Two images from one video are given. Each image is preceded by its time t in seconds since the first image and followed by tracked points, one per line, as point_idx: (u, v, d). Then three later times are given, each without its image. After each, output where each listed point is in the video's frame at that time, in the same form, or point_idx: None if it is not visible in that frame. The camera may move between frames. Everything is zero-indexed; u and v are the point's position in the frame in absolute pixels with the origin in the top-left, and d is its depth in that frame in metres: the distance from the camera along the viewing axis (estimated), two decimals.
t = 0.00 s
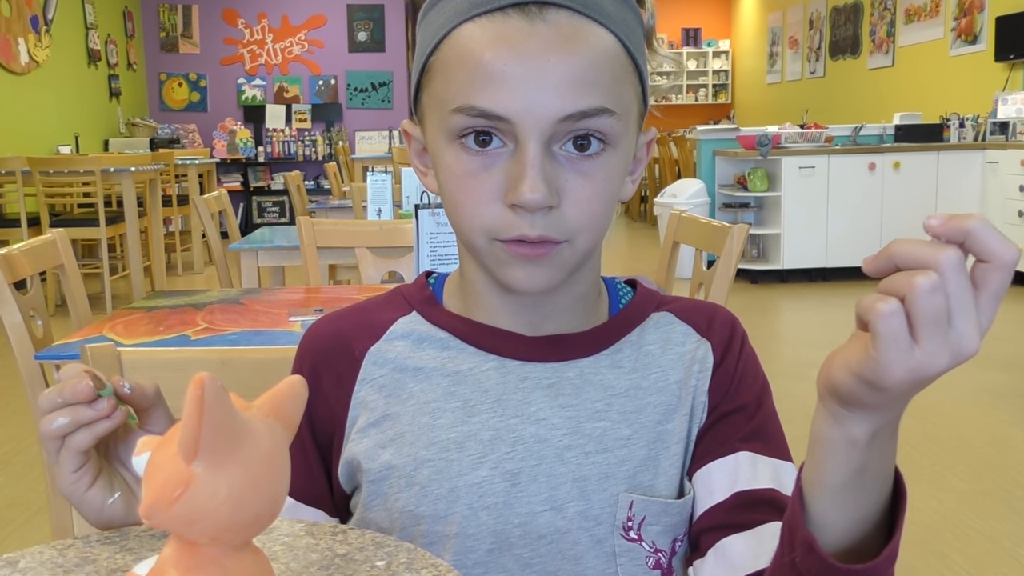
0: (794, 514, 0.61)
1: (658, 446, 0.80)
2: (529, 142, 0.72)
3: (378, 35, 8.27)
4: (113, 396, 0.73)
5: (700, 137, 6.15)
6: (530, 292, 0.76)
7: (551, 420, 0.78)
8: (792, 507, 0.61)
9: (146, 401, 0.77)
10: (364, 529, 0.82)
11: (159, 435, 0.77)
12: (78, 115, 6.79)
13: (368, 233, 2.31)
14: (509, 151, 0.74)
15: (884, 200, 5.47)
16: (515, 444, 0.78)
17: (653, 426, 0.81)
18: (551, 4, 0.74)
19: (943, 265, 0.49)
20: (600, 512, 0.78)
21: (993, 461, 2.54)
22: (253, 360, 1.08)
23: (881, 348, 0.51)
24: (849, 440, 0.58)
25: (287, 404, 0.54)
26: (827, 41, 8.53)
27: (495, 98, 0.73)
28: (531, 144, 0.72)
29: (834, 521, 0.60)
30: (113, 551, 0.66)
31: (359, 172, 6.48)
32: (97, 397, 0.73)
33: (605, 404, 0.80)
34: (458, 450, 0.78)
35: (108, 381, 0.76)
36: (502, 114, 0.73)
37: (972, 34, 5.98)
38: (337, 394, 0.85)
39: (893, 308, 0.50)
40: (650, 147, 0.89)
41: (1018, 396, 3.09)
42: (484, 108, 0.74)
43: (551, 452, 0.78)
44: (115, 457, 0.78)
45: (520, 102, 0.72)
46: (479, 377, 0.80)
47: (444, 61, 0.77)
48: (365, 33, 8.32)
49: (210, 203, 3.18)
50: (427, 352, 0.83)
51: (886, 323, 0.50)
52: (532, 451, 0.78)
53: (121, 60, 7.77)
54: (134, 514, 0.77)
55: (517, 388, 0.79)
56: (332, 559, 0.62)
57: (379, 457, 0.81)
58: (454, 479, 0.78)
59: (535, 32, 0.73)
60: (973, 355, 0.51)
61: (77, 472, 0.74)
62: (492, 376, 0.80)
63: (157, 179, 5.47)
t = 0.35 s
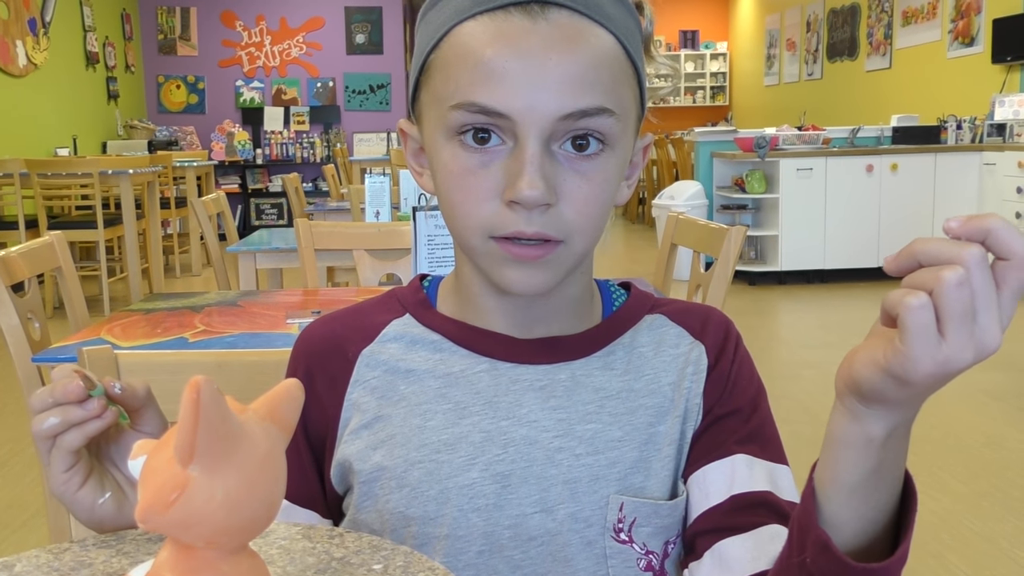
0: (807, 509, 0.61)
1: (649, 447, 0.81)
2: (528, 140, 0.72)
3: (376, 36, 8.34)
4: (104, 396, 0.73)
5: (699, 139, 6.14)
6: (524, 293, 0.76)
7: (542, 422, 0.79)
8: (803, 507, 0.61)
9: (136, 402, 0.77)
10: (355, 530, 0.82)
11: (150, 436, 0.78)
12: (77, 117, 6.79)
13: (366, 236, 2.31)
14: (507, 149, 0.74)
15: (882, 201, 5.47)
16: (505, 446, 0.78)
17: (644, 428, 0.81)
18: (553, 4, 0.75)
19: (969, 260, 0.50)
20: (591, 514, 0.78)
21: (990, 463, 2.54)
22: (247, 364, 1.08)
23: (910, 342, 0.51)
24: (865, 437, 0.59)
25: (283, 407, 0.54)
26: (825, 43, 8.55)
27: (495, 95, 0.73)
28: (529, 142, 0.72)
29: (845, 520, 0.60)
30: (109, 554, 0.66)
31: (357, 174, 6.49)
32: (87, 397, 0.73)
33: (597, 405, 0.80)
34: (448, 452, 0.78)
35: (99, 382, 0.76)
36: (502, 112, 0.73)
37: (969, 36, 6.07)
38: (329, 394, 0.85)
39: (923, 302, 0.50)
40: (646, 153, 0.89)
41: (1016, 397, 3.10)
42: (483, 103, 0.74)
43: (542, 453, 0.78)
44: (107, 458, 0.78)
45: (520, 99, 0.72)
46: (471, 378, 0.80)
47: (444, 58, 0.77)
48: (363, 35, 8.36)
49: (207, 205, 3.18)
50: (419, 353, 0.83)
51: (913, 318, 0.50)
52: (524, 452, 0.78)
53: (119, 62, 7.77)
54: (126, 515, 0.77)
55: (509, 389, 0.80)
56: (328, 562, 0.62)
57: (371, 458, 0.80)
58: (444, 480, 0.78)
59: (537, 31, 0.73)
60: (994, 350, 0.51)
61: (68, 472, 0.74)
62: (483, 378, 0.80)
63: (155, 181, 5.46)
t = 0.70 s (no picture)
0: (770, 516, 0.61)
1: (643, 450, 0.80)
2: (545, 145, 0.72)
3: (375, 39, 8.33)
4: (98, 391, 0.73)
5: (697, 142, 6.16)
6: (526, 297, 0.76)
7: (537, 425, 0.78)
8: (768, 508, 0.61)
9: (131, 398, 0.77)
10: (347, 530, 0.82)
11: (146, 433, 0.77)
12: (75, 120, 6.79)
13: (365, 238, 2.31)
14: (522, 152, 0.73)
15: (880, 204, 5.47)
16: (500, 448, 0.78)
17: (638, 431, 0.81)
18: (579, 12, 0.74)
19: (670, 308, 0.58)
20: (585, 516, 0.78)
21: (988, 466, 2.54)
22: (246, 366, 1.08)
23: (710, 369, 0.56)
24: (824, 432, 0.58)
25: (279, 409, 0.54)
26: (823, 45, 8.56)
27: (517, 100, 0.73)
28: (548, 148, 0.72)
29: (809, 517, 0.60)
30: (104, 558, 0.65)
31: (356, 177, 6.49)
32: (82, 392, 0.73)
33: (592, 408, 0.80)
34: (442, 453, 0.78)
35: (94, 377, 0.76)
36: (522, 116, 0.72)
37: (967, 39, 6.01)
38: (325, 392, 0.85)
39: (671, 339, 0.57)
40: (650, 164, 0.89)
41: (1014, 400, 3.10)
42: (505, 107, 0.73)
43: (536, 456, 0.78)
44: (101, 454, 0.78)
45: (543, 105, 0.72)
46: (465, 379, 0.80)
47: (465, 58, 0.77)
48: (361, 38, 8.34)
49: (205, 208, 3.18)
50: (416, 354, 0.83)
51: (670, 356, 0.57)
52: (522, 455, 0.78)
53: (117, 65, 7.76)
54: (119, 513, 0.77)
55: (504, 392, 0.79)
56: (323, 567, 0.62)
57: (364, 457, 0.80)
58: (438, 481, 0.77)
59: (563, 37, 0.73)
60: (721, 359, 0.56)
61: (61, 466, 0.74)
62: (480, 380, 0.80)
63: (153, 184, 5.46)
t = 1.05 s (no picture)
0: (782, 520, 0.61)
1: (650, 452, 0.80)
2: (534, 151, 0.72)
3: (373, 42, 8.35)
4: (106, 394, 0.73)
5: (695, 144, 6.17)
6: (526, 300, 0.76)
7: (543, 427, 0.78)
8: (779, 513, 0.62)
9: (138, 401, 0.76)
10: (355, 533, 0.82)
11: (151, 436, 0.77)
12: (72, 122, 6.78)
13: (364, 241, 2.30)
14: (513, 159, 0.73)
15: (878, 206, 5.48)
16: (506, 450, 0.78)
17: (645, 433, 0.80)
18: (563, 16, 0.74)
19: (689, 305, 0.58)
20: (592, 519, 0.78)
21: (987, 468, 2.54)
22: (245, 369, 1.08)
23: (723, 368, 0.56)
24: (838, 438, 0.59)
25: (281, 413, 0.53)
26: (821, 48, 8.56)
27: (505, 107, 0.72)
28: (537, 154, 0.72)
29: (821, 522, 0.61)
30: (104, 561, 0.65)
31: (354, 179, 6.48)
32: (89, 396, 0.73)
33: (598, 410, 0.80)
34: (449, 455, 0.78)
35: (100, 381, 0.76)
36: (509, 123, 0.72)
37: (965, 41, 6.07)
38: (331, 396, 0.84)
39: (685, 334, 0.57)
40: (652, 160, 0.89)
41: (1013, 403, 3.10)
42: (492, 115, 0.73)
43: (542, 457, 0.78)
44: (107, 457, 0.78)
45: (529, 112, 0.71)
46: (472, 383, 0.80)
47: (452, 66, 0.77)
48: (360, 40, 8.35)
49: (205, 210, 3.17)
50: (421, 357, 0.83)
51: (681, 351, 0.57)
52: (527, 457, 0.77)
53: (115, 67, 7.75)
54: (125, 516, 0.77)
55: (510, 394, 0.79)
56: (325, 570, 0.62)
57: (371, 460, 0.80)
58: (444, 484, 0.77)
59: (547, 42, 0.73)
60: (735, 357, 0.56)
61: (67, 470, 0.73)
62: (485, 382, 0.80)
63: (151, 186, 5.45)
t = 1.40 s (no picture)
0: (795, 519, 0.61)
1: (649, 453, 0.80)
2: (503, 155, 0.72)
3: (372, 43, 8.35)
4: (99, 399, 0.73)
5: (694, 146, 6.18)
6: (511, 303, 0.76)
7: (542, 427, 0.78)
8: (793, 512, 0.62)
9: (133, 404, 0.76)
10: (355, 536, 0.81)
11: (148, 439, 0.77)
12: (72, 123, 6.78)
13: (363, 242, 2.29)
14: (484, 164, 0.74)
15: (878, 208, 5.48)
16: (504, 452, 0.77)
17: (644, 434, 0.80)
18: (524, 17, 0.74)
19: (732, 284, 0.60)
20: (591, 520, 0.78)
21: (986, 470, 2.54)
22: (245, 369, 1.07)
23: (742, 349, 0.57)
24: (854, 439, 0.59)
25: (280, 414, 0.53)
26: (820, 49, 8.57)
27: (470, 112, 0.73)
28: (505, 155, 0.72)
29: (835, 525, 0.60)
30: (103, 563, 0.65)
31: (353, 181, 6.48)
32: (83, 399, 0.73)
33: (597, 411, 0.80)
34: (448, 457, 0.78)
35: (95, 384, 0.75)
36: (476, 129, 0.73)
37: (964, 43, 6.04)
38: (330, 399, 0.85)
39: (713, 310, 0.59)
40: (643, 153, 0.88)
41: (1013, 404, 3.10)
42: (460, 121, 0.74)
43: (542, 459, 0.78)
44: (104, 461, 0.77)
45: (495, 114, 0.72)
46: (469, 385, 0.80)
47: (425, 72, 0.78)
48: (359, 41, 8.36)
49: (203, 212, 3.16)
50: (420, 358, 0.82)
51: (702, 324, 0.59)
52: (522, 458, 0.77)
53: (114, 69, 7.75)
54: (123, 520, 0.77)
55: (508, 396, 0.79)
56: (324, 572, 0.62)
57: (369, 463, 0.80)
58: (444, 485, 0.77)
59: (508, 44, 0.73)
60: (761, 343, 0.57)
61: (63, 475, 0.73)
62: (483, 384, 0.80)
63: (151, 187, 5.44)
